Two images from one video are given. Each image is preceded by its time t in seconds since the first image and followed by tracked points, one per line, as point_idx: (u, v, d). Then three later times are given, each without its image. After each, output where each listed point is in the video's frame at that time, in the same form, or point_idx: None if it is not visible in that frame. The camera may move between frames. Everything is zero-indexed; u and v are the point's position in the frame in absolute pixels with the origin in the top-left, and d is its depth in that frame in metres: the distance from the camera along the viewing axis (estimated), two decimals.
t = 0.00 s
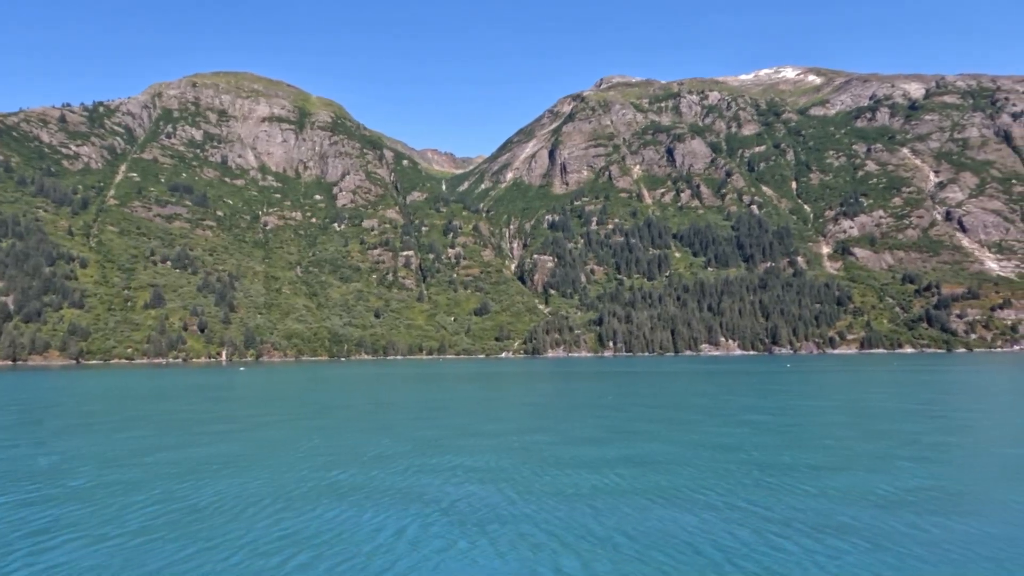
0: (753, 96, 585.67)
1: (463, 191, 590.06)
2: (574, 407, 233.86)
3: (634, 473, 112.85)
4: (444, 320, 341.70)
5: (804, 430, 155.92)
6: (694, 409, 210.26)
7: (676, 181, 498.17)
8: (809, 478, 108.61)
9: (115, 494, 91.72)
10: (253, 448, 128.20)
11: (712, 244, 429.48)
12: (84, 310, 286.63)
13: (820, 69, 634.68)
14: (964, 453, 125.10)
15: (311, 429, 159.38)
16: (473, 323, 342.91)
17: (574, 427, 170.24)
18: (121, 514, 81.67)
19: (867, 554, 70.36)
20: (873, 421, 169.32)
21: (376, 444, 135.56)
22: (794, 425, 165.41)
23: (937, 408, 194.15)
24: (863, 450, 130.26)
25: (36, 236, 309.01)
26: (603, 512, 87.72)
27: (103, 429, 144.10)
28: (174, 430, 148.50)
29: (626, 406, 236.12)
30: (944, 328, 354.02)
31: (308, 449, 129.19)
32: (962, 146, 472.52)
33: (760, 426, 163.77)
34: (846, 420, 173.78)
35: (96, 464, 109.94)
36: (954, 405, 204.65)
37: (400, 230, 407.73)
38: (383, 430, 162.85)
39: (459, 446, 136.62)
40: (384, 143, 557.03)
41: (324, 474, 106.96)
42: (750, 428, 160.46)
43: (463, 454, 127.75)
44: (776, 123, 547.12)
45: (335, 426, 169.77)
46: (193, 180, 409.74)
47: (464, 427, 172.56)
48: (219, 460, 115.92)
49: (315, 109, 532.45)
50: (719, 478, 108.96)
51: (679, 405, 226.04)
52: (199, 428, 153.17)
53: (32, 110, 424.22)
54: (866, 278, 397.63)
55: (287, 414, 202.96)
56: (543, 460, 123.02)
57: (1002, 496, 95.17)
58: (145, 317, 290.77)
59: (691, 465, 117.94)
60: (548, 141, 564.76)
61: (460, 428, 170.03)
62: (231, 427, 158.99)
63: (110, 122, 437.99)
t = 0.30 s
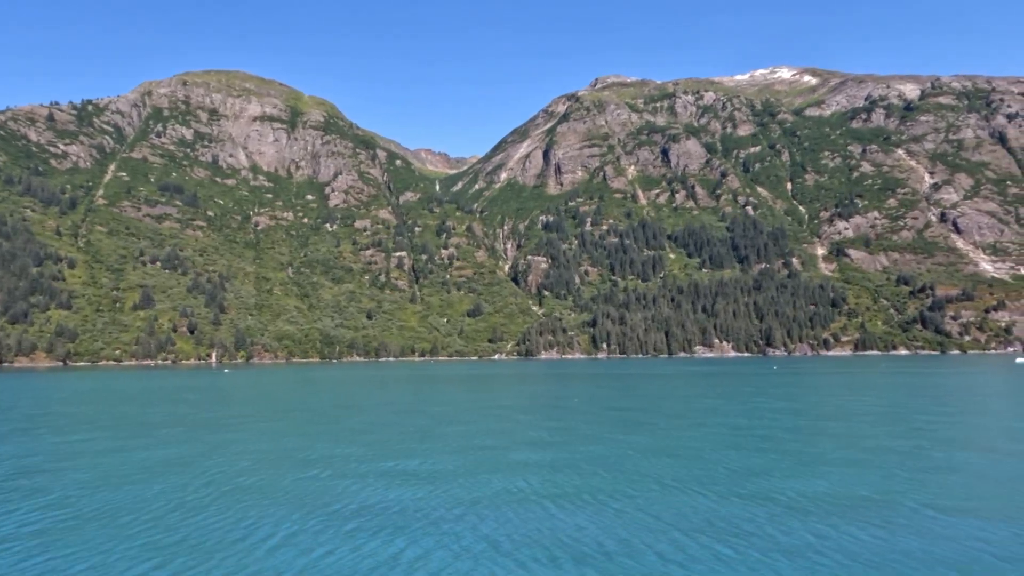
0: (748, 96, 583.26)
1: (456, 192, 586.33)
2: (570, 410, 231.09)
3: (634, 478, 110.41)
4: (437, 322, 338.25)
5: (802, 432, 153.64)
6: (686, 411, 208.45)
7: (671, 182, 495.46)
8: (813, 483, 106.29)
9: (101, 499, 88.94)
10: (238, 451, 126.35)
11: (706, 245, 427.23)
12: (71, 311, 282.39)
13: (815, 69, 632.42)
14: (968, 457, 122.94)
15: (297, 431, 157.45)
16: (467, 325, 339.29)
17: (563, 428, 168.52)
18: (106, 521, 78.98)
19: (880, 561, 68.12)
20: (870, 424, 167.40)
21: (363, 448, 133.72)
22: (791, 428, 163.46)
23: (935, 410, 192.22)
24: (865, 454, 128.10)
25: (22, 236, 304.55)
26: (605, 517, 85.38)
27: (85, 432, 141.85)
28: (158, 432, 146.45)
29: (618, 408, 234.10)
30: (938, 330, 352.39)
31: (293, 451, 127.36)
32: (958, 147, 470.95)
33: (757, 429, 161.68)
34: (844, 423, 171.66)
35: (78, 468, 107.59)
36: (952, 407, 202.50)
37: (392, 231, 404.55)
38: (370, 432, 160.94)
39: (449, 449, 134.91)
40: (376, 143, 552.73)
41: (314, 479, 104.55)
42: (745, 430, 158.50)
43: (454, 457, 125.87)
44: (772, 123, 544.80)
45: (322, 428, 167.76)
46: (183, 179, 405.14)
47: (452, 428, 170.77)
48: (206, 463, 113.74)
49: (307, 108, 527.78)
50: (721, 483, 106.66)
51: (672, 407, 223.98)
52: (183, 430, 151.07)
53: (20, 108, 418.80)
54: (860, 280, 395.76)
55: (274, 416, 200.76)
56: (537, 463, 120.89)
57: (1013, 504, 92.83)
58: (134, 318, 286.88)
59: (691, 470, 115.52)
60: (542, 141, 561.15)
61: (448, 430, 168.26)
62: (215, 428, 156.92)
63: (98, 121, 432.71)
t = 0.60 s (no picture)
0: (743, 96, 580.60)
1: (450, 192, 582.47)
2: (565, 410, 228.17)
3: (631, 477, 107.74)
4: (430, 323, 334.98)
5: (800, 432, 151.26)
6: (677, 413, 206.25)
7: (666, 182, 492.59)
8: (814, 482, 103.70)
9: (78, 500, 85.71)
10: (220, 453, 123.70)
11: (701, 246, 424.89)
12: (59, 312, 278.29)
13: (811, 69, 629.99)
14: (969, 457, 120.56)
15: (281, 432, 154.95)
16: (460, 326, 335.73)
17: (552, 430, 166.41)
18: (84, 522, 75.82)
19: (889, 558, 65.58)
20: (866, 425, 165.27)
21: (348, 450, 131.25)
22: (785, 428, 161.31)
23: (931, 412, 190.13)
24: (865, 453, 125.74)
25: (9, 235, 300.24)
26: (603, 514, 82.59)
27: (63, 434, 138.99)
28: (138, 434, 143.62)
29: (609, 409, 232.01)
30: (933, 331, 350.51)
31: (276, 454, 124.91)
32: (953, 148, 469.26)
33: (752, 430, 159.39)
34: (841, 424, 169.47)
35: (55, 470, 104.65)
36: (948, 409, 200.50)
37: (385, 232, 401.10)
38: (356, 433, 158.63)
39: (435, 450, 132.61)
40: (369, 142, 548.40)
41: (300, 481, 101.82)
42: (739, 430, 156.24)
43: (442, 458, 123.38)
44: (768, 123, 542.73)
45: (307, 429, 165.27)
46: (173, 179, 400.65)
47: (439, 430, 168.54)
48: (187, 466, 110.99)
49: (299, 107, 523.30)
50: (720, 481, 103.97)
51: (664, 408, 221.84)
52: (164, 432, 148.44)
53: (7, 106, 413.73)
54: (856, 281, 393.64)
55: (259, 417, 198.23)
56: (528, 464, 118.37)
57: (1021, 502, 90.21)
58: (123, 319, 282.99)
59: (689, 469, 112.84)
60: (537, 141, 557.96)
61: (435, 431, 165.98)
62: (197, 430, 154.23)
63: (87, 120, 427.71)
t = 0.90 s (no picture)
0: (738, 96, 578.23)
1: (443, 192, 577.97)
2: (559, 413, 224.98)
3: (629, 483, 104.85)
4: (421, 325, 331.30)
5: (797, 436, 148.88)
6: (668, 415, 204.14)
7: (660, 183, 489.75)
8: (817, 488, 101.02)
9: (56, 508, 82.25)
10: (202, 458, 121.11)
11: (695, 247, 422.18)
12: (45, 314, 273.60)
13: (806, 69, 627.95)
14: (972, 462, 118.11)
15: (265, 435, 152.60)
16: (451, 328, 332.08)
17: (542, 433, 164.14)
18: (63, 531, 72.42)
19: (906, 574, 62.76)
20: (863, 427, 163.23)
21: (335, 454, 128.73)
22: (781, 432, 159.08)
23: (928, 415, 187.99)
24: (866, 458, 123.25)
25: None
26: (604, 525, 79.66)
27: (42, 437, 136.07)
28: (119, 437, 140.84)
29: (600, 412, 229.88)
30: (927, 333, 348.92)
31: (260, 458, 122.45)
32: (948, 149, 467.96)
33: (747, 433, 156.98)
34: (838, 427, 167.16)
35: (35, 476, 101.23)
36: (945, 412, 198.44)
37: (377, 233, 397.34)
38: (343, 436, 156.30)
39: (423, 454, 130.27)
40: (361, 142, 543.87)
41: (288, 488, 98.82)
42: (734, 434, 153.86)
43: (433, 463, 120.83)
44: (762, 124, 540.50)
45: (292, 431, 162.78)
46: (161, 178, 395.67)
47: (427, 432, 166.25)
48: (176, 472, 107.83)
49: (290, 106, 518.38)
50: (721, 486, 101.19)
51: (656, 410, 219.50)
52: (145, 434, 145.78)
53: None
54: (849, 283, 391.61)
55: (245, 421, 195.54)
56: (520, 469, 115.84)
57: None
58: (110, 321, 278.48)
59: (689, 475, 110.04)
60: (530, 141, 554.29)
61: (423, 433, 163.81)
62: (179, 433, 151.52)
63: (74, 118, 421.99)
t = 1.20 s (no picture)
0: (732, 97, 575.84)
1: (435, 194, 573.12)
2: (551, 415, 222.38)
3: (625, 486, 102.16)
4: (413, 327, 327.53)
5: (792, 439, 146.65)
6: (659, 417, 201.90)
7: (654, 184, 486.71)
8: (817, 490, 98.70)
9: (27, 524, 79.24)
10: (183, 462, 119.08)
11: (689, 249, 419.37)
12: (29, 316, 268.92)
13: (800, 70, 626.13)
14: (974, 463, 115.84)
15: (246, 438, 150.64)
16: (443, 330, 328.43)
17: (527, 435, 162.32)
18: (31, 551, 69.60)
19: None
20: (858, 430, 161.12)
21: (314, 457, 126.78)
22: (777, 433, 156.64)
23: (924, 418, 185.94)
24: (862, 459, 120.93)
25: None
26: (601, 535, 77.02)
27: (17, 444, 133.83)
28: (96, 441, 138.62)
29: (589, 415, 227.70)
30: (921, 336, 347.00)
31: (237, 461, 120.38)
32: (942, 151, 466.92)
33: (741, 435, 154.50)
34: (833, 429, 164.93)
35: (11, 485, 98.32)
36: (940, 414, 196.56)
37: (368, 234, 393.27)
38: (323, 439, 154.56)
39: (405, 457, 128.42)
40: (352, 142, 539.35)
41: (271, 494, 96.14)
42: (729, 436, 151.58)
43: (418, 466, 118.49)
44: (757, 125, 538.06)
45: (272, 434, 160.68)
46: (149, 178, 390.81)
47: (410, 434, 164.20)
48: (158, 479, 105.18)
49: (280, 105, 513.50)
50: (719, 490, 98.68)
51: (648, 413, 217.20)
52: (121, 438, 143.72)
53: None
54: (844, 285, 389.28)
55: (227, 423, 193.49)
56: (509, 473, 113.34)
57: None
58: (96, 323, 274.10)
59: (686, 478, 107.49)
60: (523, 141, 550.63)
61: (406, 436, 161.78)
62: (156, 436, 149.30)
63: (60, 117, 416.36)
